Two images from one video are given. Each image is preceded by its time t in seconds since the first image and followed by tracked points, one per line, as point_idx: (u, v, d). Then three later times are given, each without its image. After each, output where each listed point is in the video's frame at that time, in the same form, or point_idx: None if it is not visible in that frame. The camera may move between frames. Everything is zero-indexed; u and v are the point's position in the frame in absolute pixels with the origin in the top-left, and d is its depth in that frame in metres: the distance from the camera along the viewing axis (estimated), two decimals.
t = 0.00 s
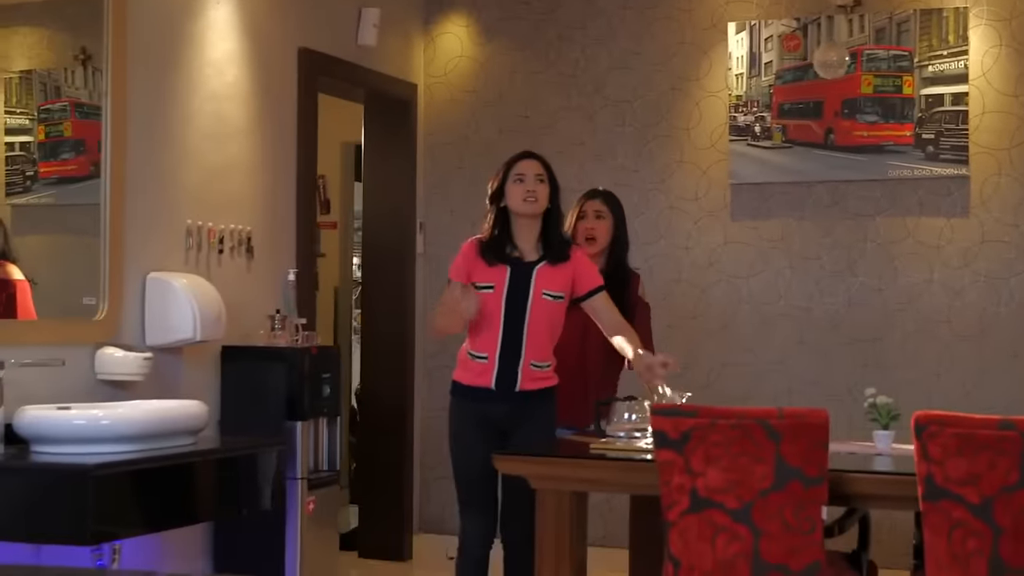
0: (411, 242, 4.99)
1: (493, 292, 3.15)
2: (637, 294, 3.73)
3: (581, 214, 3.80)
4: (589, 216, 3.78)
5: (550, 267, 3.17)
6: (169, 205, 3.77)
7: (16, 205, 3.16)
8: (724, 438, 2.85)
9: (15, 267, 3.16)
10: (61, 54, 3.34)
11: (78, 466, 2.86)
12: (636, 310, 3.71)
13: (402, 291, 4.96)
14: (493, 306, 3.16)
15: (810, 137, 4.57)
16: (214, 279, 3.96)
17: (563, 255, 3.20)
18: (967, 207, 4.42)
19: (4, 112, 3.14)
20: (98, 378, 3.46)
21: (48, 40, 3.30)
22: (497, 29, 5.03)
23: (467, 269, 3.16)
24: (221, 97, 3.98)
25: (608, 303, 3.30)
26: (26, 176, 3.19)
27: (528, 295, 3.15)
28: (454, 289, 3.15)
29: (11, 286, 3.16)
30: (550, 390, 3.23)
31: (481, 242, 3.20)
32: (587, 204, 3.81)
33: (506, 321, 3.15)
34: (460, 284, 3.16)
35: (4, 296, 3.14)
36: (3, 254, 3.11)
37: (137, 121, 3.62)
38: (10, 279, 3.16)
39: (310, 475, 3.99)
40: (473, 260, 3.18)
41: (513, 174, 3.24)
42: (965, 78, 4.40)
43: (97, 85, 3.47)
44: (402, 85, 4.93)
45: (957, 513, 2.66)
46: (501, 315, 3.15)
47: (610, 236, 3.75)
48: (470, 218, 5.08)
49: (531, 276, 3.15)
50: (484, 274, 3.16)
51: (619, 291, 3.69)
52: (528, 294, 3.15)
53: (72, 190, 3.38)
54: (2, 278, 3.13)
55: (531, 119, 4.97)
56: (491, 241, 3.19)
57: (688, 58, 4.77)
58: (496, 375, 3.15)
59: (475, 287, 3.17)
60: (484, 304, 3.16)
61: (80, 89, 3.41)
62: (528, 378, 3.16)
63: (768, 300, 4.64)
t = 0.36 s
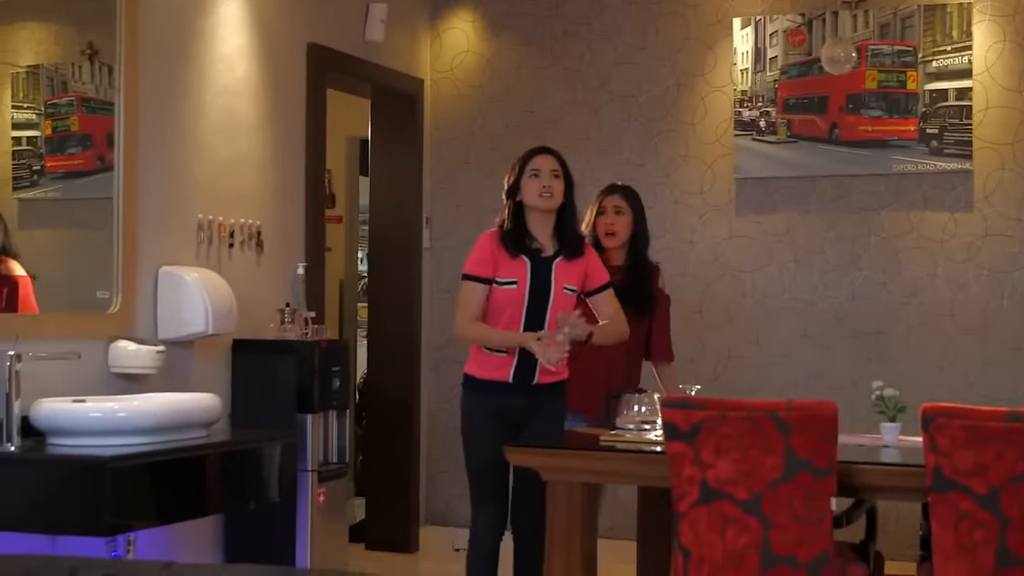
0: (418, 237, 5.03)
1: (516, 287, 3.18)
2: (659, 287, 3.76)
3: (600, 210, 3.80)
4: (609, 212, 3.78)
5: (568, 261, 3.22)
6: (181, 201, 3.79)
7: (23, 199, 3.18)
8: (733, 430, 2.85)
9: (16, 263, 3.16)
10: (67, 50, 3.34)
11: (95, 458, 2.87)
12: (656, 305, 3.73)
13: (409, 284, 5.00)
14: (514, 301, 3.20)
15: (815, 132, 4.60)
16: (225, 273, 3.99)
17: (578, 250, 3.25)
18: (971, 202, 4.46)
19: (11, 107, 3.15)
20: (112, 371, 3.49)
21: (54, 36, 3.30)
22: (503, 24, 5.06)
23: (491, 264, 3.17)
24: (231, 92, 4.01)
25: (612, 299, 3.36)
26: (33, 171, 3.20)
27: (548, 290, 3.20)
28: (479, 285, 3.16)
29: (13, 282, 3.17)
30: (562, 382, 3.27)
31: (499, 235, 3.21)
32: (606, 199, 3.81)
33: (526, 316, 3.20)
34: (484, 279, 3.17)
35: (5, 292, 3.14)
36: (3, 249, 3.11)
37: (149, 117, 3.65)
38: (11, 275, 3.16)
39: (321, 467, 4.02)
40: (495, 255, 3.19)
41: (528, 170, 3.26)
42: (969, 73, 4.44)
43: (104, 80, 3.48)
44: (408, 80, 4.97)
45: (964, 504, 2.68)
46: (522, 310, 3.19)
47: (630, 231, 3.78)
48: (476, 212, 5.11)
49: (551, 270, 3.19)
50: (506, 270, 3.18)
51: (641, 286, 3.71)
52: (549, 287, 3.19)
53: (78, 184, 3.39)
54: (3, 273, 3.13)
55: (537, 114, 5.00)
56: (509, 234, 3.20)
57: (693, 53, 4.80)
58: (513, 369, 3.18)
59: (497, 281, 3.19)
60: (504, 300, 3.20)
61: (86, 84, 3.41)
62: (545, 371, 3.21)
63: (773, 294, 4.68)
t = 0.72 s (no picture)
0: (420, 232, 5.05)
1: (522, 281, 3.20)
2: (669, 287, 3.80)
3: (611, 210, 3.80)
4: (620, 212, 3.77)
5: (573, 256, 3.25)
6: (185, 196, 3.81)
7: (24, 193, 3.14)
8: (738, 423, 2.84)
9: (15, 261, 3.13)
10: (69, 44, 3.33)
11: (104, 451, 2.87)
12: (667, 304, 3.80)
13: (411, 278, 5.03)
14: (519, 295, 3.21)
15: (816, 127, 4.63)
16: (229, 267, 4.00)
17: (583, 245, 3.28)
18: (971, 196, 4.48)
19: (13, 101, 3.13)
20: (118, 365, 3.51)
21: (56, 30, 3.28)
22: (504, 19, 5.08)
23: (496, 258, 3.19)
24: (235, 87, 4.02)
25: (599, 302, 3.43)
26: (34, 165, 3.18)
27: (555, 285, 3.22)
28: (482, 279, 3.19)
29: (10, 279, 3.13)
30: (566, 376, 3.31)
31: (504, 229, 3.22)
32: (617, 200, 3.80)
33: (533, 310, 3.22)
34: (486, 274, 3.20)
35: (4, 289, 3.11)
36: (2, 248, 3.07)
37: (155, 111, 3.67)
38: (10, 273, 3.13)
39: (325, 460, 4.04)
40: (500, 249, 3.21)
41: (534, 166, 3.28)
42: (969, 68, 4.46)
43: (105, 74, 3.48)
44: (409, 74, 4.99)
45: (967, 496, 2.70)
46: (529, 304, 3.21)
47: (641, 232, 3.77)
48: (477, 207, 5.13)
49: (557, 265, 3.22)
50: (511, 265, 3.20)
51: (654, 286, 3.74)
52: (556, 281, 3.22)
53: (77, 178, 3.37)
54: (2, 272, 3.10)
55: (538, 109, 5.02)
56: (514, 229, 3.22)
57: (694, 48, 4.82)
58: (521, 364, 3.21)
59: (501, 275, 3.21)
60: (510, 293, 3.21)
61: (87, 78, 3.41)
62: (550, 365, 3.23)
63: (774, 288, 4.70)
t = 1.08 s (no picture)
0: (421, 228, 5.08)
1: (535, 280, 3.21)
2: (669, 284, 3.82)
3: (613, 207, 3.82)
4: (622, 210, 3.80)
5: (578, 253, 3.29)
6: (189, 192, 3.82)
7: (25, 189, 3.15)
8: (742, 418, 2.84)
9: (19, 258, 3.14)
10: (70, 40, 3.33)
11: (112, 445, 2.88)
12: (669, 302, 3.82)
13: (412, 275, 5.05)
14: (532, 295, 3.23)
15: (816, 124, 4.65)
16: (233, 263, 4.02)
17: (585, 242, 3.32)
18: (970, 193, 4.51)
19: (14, 99, 3.12)
20: (124, 361, 3.53)
21: (58, 27, 3.29)
22: (505, 17, 5.10)
23: (509, 256, 3.19)
24: (239, 84, 4.04)
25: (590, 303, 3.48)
26: (35, 162, 3.18)
27: (563, 284, 3.24)
28: (498, 276, 3.18)
29: (15, 276, 3.14)
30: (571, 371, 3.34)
31: (511, 226, 3.23)
32: (618, 197, 3.83)
33: (544, 309, 3.24)
34: (501, 271, 3.18)
35: (9, 285, 3.12)
36: (5, 245, 3.08)
37: (159, 108, 3.68)
38: (15, 270, 3.14)
39: (328, 455, 4.07)
40: (513, 248, 3.21)
41: (539, 163, 3.29)
42: (968, 66, 4.48)
43: (107, 71, 3.48)
44: (411, 71, 5.01)
45: (969, 491, 2.71)
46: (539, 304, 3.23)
47: (642, 229, 3.80)
48: (478, 203, 5.14)
49: (564, 263, 3.25)
50: (524, 263, 3.21)
51: (655, 283, 3.76)
52: (564, 279, 3.24)
53: (78, 175, 3.36)
54: (7, 269, 3.11)
55: (539, 106, 5.03)
56: (522, 226, 3.23)
57: (695, 45, 4.84)
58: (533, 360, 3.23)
59: (513, 274, 3.21)
60: (523, 292, 3.22)
61: (89, 75, 3.41)
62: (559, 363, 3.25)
63: (774, 284, 4.72)
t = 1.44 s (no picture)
0: (423, 227, 5.09)
1: (552, 280, 3.23)
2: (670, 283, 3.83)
3: (615, 206, 3.83)
4: (625, 210, 3.81)
5: (590, 254, 3.32)
6: (193, 192, 3.83)
7: (27, 188, 3.16)
8: (746, 416, 2.85)
9: (22, 257, 3.15)
10: (72, 40, 3.34)
11: (117, 444, 2.89)
12: (669, 300, 3.83)
13: (414, 274, 5.06)
14: (548, 295, 3.25)
15: (816, 123, 4.67)
16: (236, 262, 4.03)
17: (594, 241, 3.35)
18: (970, 192, 4.53)
19: (15, 98, 3.13)
20: (128, 360, 3.54)
21: (60, 27, 3.29)
22: (506, 16, 5.11)
23: (528, 256, 3.20)
24: (242, 84, 4.05)
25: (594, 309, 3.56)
26: (37, 161, 3.19)
27: (576, 285, 3.27)
28: (519, 277, 3.18)
29: (18, 275, 3.15)
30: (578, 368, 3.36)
31: (526, 226, 3.24)
32: (621, 197, 3.84)
33: (557, 308, 3.27)
34: (521, 271, 3.19)
35: (13, 284, 3.13)
36: (9, 243, 3.10)
37: (163, 108, 3.69)
38: (19, 269, 3.15)
39: (331, 454, 4.09)
40: (532, 248, 3.22)
41: (551, 162, 3.30)
42: (968, 65, 4.50)
43: (109, 70, 3.49)
44: (412, 71, 5.03)
45: (970, 488, 2.73)
46: (555, 304, 3.26)
47: (644, 229, 3.81)
48: (479, 202, 5.16)
49: (577, 263, 3.27)
50: (541, 263, 3.23)
51: (655, 282, 3.77)
52: (578, 279, 3.27)
53: (80, 174, 3.37)
54: (11, 268, 3.12)
55: (539, 106, 5.05)
56: (537, 226, 3.24)
57: (696, 45, 4.86)
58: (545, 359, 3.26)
59: (532, 275, 3.22)
60: (540, 292, 3.24)
61: (90, 74, 3.42)
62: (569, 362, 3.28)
63: (775, 283, 4.74)
